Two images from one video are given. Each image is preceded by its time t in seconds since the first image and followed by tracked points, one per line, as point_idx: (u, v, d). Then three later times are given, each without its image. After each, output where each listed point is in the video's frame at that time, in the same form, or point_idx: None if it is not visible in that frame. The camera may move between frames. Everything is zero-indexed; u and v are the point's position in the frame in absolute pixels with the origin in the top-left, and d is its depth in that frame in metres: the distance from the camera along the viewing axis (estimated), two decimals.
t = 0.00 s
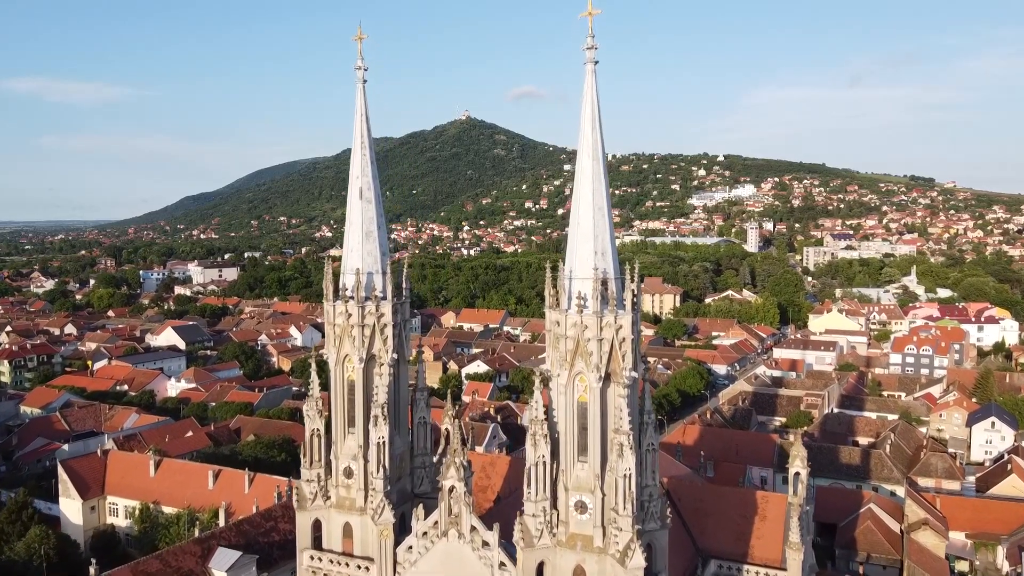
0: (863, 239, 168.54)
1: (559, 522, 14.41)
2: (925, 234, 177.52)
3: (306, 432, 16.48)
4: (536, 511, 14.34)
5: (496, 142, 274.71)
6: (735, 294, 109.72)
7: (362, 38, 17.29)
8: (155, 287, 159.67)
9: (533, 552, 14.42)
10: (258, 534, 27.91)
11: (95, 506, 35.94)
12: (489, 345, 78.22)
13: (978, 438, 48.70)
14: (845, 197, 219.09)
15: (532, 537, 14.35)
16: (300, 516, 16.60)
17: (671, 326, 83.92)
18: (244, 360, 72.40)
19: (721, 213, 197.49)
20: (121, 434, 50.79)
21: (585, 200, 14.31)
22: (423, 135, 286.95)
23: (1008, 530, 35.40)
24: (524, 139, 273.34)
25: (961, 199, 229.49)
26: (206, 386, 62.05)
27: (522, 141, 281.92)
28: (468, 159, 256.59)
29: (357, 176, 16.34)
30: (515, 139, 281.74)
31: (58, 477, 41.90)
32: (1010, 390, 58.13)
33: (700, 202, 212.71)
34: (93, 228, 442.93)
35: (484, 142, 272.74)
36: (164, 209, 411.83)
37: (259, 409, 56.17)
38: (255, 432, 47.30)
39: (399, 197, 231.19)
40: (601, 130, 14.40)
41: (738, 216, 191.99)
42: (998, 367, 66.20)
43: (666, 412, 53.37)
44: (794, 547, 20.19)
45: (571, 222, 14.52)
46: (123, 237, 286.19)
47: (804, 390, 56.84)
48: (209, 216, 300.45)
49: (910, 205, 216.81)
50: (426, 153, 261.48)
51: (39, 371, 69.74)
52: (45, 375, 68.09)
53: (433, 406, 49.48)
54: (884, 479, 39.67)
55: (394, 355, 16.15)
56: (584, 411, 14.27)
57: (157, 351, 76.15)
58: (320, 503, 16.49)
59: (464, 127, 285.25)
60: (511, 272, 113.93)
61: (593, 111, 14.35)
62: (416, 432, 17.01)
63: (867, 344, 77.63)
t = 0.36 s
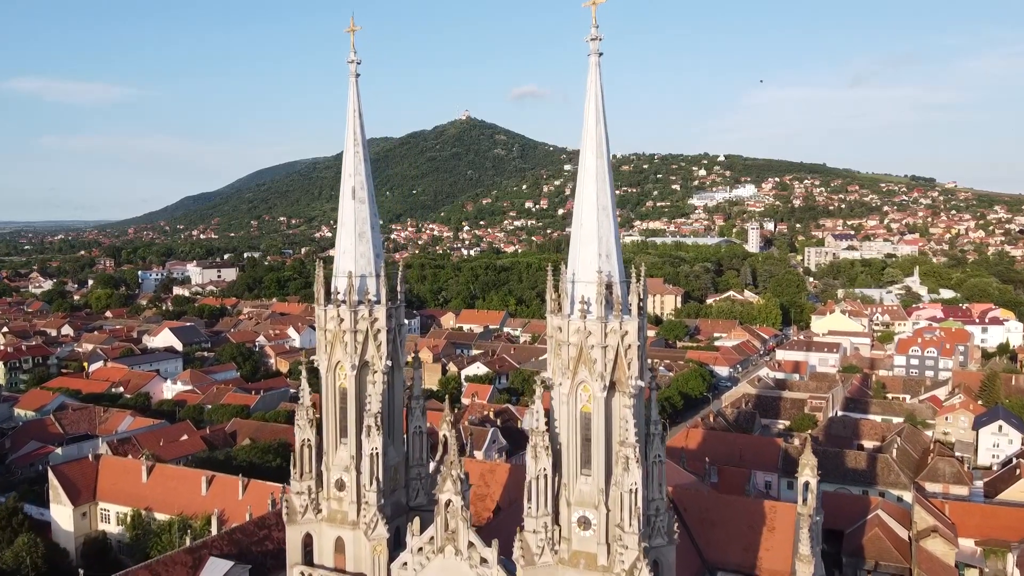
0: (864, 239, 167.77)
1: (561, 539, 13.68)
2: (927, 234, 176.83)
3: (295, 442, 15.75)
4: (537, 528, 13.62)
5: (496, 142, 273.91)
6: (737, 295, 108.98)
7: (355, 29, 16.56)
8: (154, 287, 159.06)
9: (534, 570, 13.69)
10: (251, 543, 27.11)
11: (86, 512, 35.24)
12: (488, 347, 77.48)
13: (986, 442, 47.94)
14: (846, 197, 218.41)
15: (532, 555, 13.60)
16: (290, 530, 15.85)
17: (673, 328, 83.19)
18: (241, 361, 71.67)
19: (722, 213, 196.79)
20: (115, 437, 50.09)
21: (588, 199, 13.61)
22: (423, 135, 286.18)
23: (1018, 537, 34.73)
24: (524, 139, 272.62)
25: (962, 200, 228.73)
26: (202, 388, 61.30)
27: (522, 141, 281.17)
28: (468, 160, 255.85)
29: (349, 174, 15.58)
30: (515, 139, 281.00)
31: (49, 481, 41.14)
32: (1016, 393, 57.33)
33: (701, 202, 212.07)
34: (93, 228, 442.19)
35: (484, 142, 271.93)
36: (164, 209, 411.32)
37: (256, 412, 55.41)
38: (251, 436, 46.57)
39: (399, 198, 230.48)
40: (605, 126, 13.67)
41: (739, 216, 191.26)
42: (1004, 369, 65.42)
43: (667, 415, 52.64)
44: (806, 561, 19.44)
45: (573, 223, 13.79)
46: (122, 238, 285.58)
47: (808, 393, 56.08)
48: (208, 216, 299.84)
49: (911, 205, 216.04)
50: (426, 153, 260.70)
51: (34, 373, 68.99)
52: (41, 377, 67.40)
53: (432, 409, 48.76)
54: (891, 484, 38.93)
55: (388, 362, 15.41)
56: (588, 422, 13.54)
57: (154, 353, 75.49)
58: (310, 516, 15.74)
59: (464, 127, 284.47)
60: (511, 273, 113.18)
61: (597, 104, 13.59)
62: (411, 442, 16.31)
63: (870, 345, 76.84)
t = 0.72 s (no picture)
0: (866, 239, 167.02)
1: (563, 559, 12.88)
2: (928, 234, 175.99)
3: (285, 454, 14.98)
4: (538, 547, 12.79)
5: (496, 142, 273.18)
6: (738, 296, 108.21)
7: (346, 21, 15.81)
8: (153, 288, 158.35)
9: None
10: (242, 553, 26.30)
11: (77, 519, 34.49)
12: (488, 348, 76.64)
13: (994, 445, 47.18)
14: (847, 197, 217.72)
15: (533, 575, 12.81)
16: (279, 546, 15.07)
17: (675, 329, 82.35)
18: (238, 363, 70.85)
19: (722, 213, 196.09)
20: (109, 441, 49.36)
21: (593, 199, 12.83)
22: (423, 135, 285.46)
23: None
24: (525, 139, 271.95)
25: (964, 200, 228.00)
26: (198, 391, 60.50)
27: (522, 141, 280.53)
28: (469, 160, 255.12)
29: (340, 172, 14.84)
30: (516, 139, 280.37)
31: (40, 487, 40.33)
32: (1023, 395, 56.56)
33: (702, 202, 211.46)
34: (94, 229, 441.76)
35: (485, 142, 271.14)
36: (164, 209, 410.86)
37: (252, 414, 54.62)
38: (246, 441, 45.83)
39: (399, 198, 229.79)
40: (610, 122, 12.92)
41: (740, 217, 190.58)
42: (1010, 371, 64.63)
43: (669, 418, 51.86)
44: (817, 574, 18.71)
45: (576, 224, 13.03)
46: (122, 238, 285.16)
47: (812, 396, 55.29)
48: (208, 216, 299.21)
49: (912, 205, 215.36)
50: (426, 153, 259.98)
51: (28, 375, 68.22)
52: (36, 379, 66.60)
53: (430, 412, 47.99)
54: (898, 489, 38.14)
55: (382, 369, 14.66)
56: (592, 435, 12.74)
57: (150, 355, 74.72)
58: (299, 532, 14.95)
59: (465, 126, 283.76)
60: (511, 273, 112.42)
61: (602, 97, 12.80)
62: (405, 454, 15.52)
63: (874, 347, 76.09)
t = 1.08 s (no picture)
0: (867, 240, 166.36)
1: None
2: (930, 235, 175.29)
3: (273, 466, 14.24)
4: (539, 568, 11.97)
5: (496, 142, 272.40)
6: (739, 296, 107.57)
7: (338, 11, 15.06)
8: (152, 288, 157.63)
9: None
10: (235, 563, 25.58)
11: (68, 526, 33.76)
12: (488, 350, 75.83)
13: (1001, 450, 46.40)
14: (848, 197, 217.12)
15: None
16: (267, 563, 14.28)
17: (676, 330, 81.58)
18: (235, 365, 70.02)
19: (723, 213, 195.39)
20: (104, 444, 48.68)
21: (597, 198, 12.12)
22: (423, 135, 284.78)
23: None
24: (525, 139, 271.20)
25: (965, 200, 227.32)
26: (195, 393, 59.76)
27: (522, 141, 279.79)
28: (469, 160, 254.37)
29: (331, 170, 14.10)
30: (516, 139, 279.67)
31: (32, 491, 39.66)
32: None
33: (702, 202, 210.86)
34: (94, 229, 441.12)
35: (485, 142, 270.36)
36: (165, 210, 410.19)
37: (249, 417, 53.85)
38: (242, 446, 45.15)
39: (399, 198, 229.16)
40: (616, 116, 12.18)
41: (741, 217, 189.81)
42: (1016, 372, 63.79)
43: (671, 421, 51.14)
44: None
45: (580, 225, 12.29)
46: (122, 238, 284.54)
47: (816, 398, 54.50)
48: (208, 216, 298.49)
49: (913, 205, 214.76)
50: (426, 153, 259.20)
51: (23, 377, 67.51)
52: (31, 381, 65.91)
53: (429, 415, 47.26)
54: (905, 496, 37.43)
55: (374, 378, 13.91)
56: (597, 448, 12.00)
57: (147, 356, 73.94)
58: (288, 548, 14.20)
59: (465, 127, 282.97)
60: (511, 274, 111.67)
61: (607, 90, 12.05)
62: (399, 466, 14.80)
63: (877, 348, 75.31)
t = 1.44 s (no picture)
0: (869, 240, 165.68)
1: None
2: (931, 235, 174.61)
3: (259, 480, 13.47)
4: None
5: (496, 142, 271.58)
6: (741, 297, 106.88)
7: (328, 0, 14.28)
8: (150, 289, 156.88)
9: None
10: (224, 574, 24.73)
11: (57, 533, 33.05)
12: (488, 352, 74.91)
13: (1010, 454, 45.61)
14: (848, 198, 216.45)
15: None
16: None
17: (678, 331, 80.82)
18: (232, 367, 69.31)
19: (724, 213, 194.68)
20: (98, 448, 47.91)
21: (601, 197, 11.36)
22: (423, 135, 284.01)
23: None
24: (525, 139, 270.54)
25: (966, 200, 226.72)
26: (190, 396, 58.98)
27: (523, 141, 279.05)
28: (469, 160, 253.60)
29: (320, 169, 13.31)
30: (516, 140, 278.89)
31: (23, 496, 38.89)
32: None
33: (703, 202, 210.18)
34: (94, 229, 440.43)
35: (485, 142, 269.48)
36: (165, 210, 409.59)
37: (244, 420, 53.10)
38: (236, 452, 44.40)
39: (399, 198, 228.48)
40: (622, 111, 11.41)
41: (742, 217, 189.09)
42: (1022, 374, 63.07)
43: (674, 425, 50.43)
44: None
45: (585, 226, 11.52)
46: (122, 238, 284.02)
47: (820, 401, 53.77)
48: (208, 216, 297.79)
49: (915, 205, 214.08)
50: (426, 153, 258.43)
51: (18, 379, 66.76)
52: (25, 383, 65.13)
53: (427, 418, 46.50)
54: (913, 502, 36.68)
55: (365, 388, 13.13)
56: (602, 465, 11.24)
57: (143, 358, 73.20)
58: (275, 567, 13.42)
59: (465, 127, 282.16)
60: (511, 274, 110.84)
61: (613, 81, 11.27)
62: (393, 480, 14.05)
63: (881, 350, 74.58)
